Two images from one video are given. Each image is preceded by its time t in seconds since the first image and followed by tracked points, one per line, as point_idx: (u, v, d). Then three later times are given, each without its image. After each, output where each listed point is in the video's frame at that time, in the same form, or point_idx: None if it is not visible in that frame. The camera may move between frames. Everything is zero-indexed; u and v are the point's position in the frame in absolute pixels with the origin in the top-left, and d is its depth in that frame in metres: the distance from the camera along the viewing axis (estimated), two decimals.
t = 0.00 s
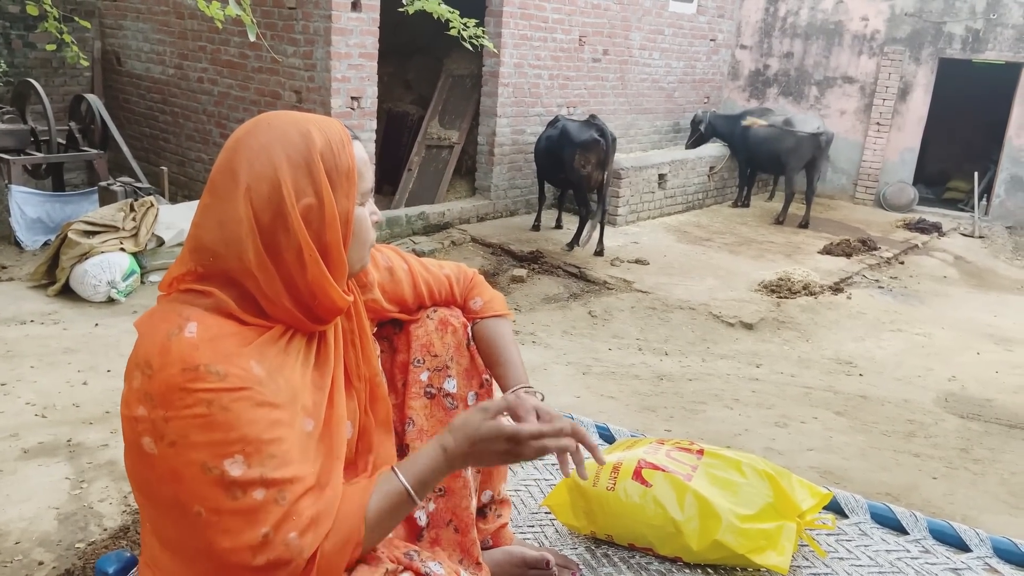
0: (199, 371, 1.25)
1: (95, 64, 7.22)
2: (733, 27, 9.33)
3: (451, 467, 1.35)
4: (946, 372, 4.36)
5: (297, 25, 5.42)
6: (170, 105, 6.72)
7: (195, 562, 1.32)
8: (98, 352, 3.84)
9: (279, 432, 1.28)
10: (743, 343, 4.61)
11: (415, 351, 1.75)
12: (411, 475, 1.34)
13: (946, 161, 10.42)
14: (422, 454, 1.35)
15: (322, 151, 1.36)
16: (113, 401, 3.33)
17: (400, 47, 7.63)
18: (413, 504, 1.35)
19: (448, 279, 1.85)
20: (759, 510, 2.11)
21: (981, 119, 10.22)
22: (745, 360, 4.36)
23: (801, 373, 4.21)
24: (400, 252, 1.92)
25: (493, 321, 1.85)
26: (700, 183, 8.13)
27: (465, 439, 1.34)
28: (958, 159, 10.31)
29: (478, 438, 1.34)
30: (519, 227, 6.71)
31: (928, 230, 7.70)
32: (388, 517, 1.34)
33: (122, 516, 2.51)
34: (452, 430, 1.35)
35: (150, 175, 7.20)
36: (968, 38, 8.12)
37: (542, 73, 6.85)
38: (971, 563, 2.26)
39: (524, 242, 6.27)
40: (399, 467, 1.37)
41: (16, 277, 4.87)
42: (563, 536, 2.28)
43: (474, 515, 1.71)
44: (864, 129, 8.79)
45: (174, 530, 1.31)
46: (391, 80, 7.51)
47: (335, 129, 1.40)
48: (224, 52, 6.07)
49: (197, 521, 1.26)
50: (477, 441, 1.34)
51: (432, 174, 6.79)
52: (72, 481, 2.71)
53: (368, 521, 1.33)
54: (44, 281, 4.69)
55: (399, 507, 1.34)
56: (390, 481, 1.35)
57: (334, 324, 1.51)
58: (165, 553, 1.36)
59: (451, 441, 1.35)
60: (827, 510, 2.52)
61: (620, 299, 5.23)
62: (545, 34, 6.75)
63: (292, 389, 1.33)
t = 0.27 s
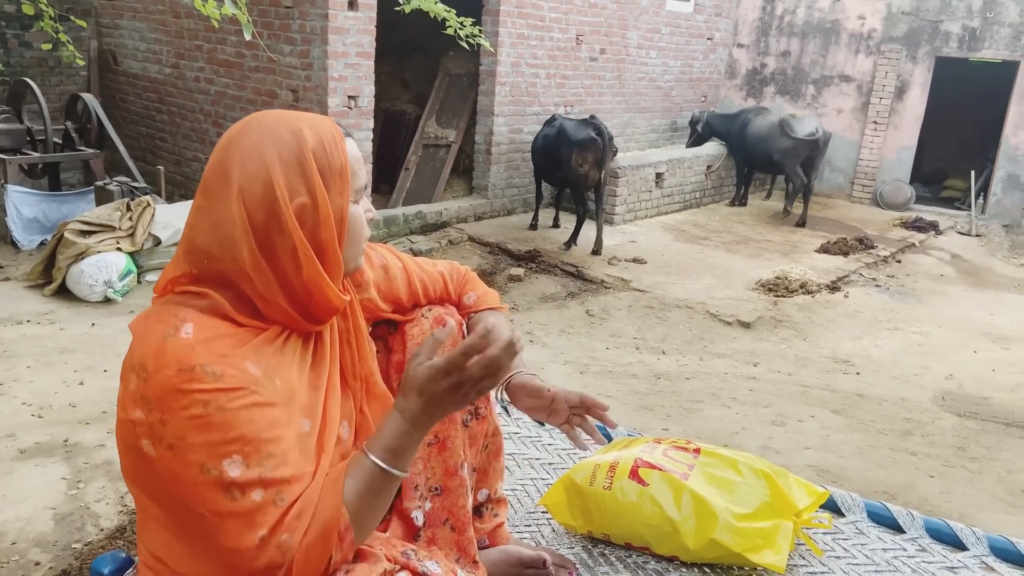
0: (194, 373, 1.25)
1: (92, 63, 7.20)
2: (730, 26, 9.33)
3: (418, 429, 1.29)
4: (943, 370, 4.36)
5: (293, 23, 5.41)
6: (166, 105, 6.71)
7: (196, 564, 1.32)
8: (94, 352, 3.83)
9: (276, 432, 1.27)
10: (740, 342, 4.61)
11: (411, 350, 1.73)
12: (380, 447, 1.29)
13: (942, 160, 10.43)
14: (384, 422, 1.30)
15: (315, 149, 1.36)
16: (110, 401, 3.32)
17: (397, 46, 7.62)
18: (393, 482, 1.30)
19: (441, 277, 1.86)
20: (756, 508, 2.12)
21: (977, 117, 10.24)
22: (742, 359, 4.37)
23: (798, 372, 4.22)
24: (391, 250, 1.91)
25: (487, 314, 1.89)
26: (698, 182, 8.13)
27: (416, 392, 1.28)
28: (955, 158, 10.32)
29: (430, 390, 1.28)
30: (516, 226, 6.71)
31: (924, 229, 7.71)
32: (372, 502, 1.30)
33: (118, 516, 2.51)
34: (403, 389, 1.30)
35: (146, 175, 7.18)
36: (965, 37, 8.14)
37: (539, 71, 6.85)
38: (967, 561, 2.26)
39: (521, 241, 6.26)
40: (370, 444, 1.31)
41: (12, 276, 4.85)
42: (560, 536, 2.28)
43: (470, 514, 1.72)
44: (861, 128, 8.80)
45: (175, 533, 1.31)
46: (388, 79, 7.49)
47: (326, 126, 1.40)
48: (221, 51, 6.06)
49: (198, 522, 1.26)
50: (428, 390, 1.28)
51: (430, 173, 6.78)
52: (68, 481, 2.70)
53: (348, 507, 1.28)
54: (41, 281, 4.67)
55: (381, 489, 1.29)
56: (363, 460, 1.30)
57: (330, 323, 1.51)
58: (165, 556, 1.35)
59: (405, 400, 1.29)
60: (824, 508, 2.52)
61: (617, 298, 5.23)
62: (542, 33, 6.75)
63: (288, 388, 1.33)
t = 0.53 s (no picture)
0: (190, 378, 1.24)
1: (88, 62, 7.19)
2: (728, 25, 9.33)
3: (427, 480, 1.27)
4: (940, 369, 4.37)
5: (291, 23, 5.41)
6: (163, 104, 6.70)
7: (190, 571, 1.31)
8: (91, 351, 3.82)
9: (272, 438, 1.27)
10: (738, 341, 4.61)
11: (408, 351, 1.73)
12: (384, 491, 1.27)
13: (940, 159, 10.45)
14: (396, 467, 1.27)
15: (299, 148, 1.35)
16: (107, 401, 3.31)
17: (395, 45, 7.61)
18: (386, 523, 1.28)
19: (440, 276, 1.85)
20: (752, 507, 2.12)
21: (974, 116, 10.25)
22: (740, 358, 4.37)
23: (796, 371, 4.22)
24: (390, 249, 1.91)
25: (485, 313, 1.86)
26: (696, 181, 8.13)
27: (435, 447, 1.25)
28: (952, 156, 10.33)
29: (449, 447, 1.24)
30: (515, 225, 6.71)
31: (922, 227, 7.71)
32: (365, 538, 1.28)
33: (115, 517, 2.50)
34: (423, 440, 1.27)
35: (143, 175, 7.17)
36: (962, 36, 8.14)
37: (537, 71, 6.85)
38: (964, 560, 2.26)
39: (519, 240, 6.26)
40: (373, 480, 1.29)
41: (9, 276, 4.84)
42: (557, 535, 2.28)
43: (466, 515, 1.71)
44: (859, 127, 8.80)
45: (168, 540, 1.31)
46: (386, 78, 7.48)
47: (317, 127, 1.38)
48: (218, 51, 6.05)
49: (192, 529, 1.26)
50: (449, 450, 1.25)
51: (427, 173, 6.77)
52: (66, 481, 2.69)
53: (340, 535, 1.26)
54: (38, 281, 4.66)
55: (373, 525, 1.27)
56: (364, 495, 1.28)
57: (326, 325, 1.51)
58: (158, 562, 1.35)
59: (422, 452, 1.26)
60: (821, 507, 2.52)
61: (615, 297, 5.23)
62: (540, 32, 6.75)
63: (283, 396, 1.32)
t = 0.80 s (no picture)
0: (190, 379, 1.24)
1: (86, 62, 7.18)
2: (726, 25, 9.34)
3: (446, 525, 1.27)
4: (939, 368, 4.37)
5: (289, 23, 5.40)
6: (162, 105, 6.70)
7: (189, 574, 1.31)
8: (90, 352, 3.82)
9: (271, 441, 1.27)
10: (737, 340, 4.61)
11: (409, 353, 1.74)
12: (401, 527, 1.27)
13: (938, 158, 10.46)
14: (417, 508, 1.27)
15: (295, 149, 1.34)
16: (106, 402, 3.31)
17: (393, 45, 7.61)
18: (393, 553, 1.28)
19: (442, 278, 1.84)
20: (751, 507, 2.12)
21: (973, 116, 10.26)
22: (739, 357, 4.37)
23: (795, 370, 4.22)
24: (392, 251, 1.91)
25: (488, 319, 1.86)
26: (694, 180, 8.13)
27: (461, 504, 1.24)
28: (951, 156, 10.34)
29: (475, 509, 1.24)
30: (513, 225, 6.71)
31: (921, 227, 7.72)
32: (366, 556, 1.27)
33: (114, 517, 2.50)
34: (453, 489, 1.25)
35: (142, 175, 7.17)
36: (960, 35, 8.15)
37: (536, 70, 6.85)
38: (963, 559, 2.26)
39: (518, 240, 6.26)
40: (394, 508, 1.30)
41: (7, 277, 4.84)
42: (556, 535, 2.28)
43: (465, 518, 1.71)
44: (857, 127, 8.81)
45: (167, 543, 1.31)
46: (384, 78, 7.48)
47: (317, 130, 1.38)
48: (216, 50, 6.04)
49: (190, 531, 1.26)
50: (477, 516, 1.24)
51: (426, 172, 6.77)
52: (64, 481, 2.69)
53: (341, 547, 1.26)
54: (36, 281, 4.66)
55: (380, 551, 1.27)
56: (379, 523, 1.29)
57: (327, 329, 1.51)
58: (158, 565, 1.35)
59: (448, 503, 1.25)
60: (819, 507, 2.52)
61: (614, 297, 5.23)
62: (538, 32, 6.75)
63: (282, 400, 1.32)
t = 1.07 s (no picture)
0: (197, 380, 1.24)
1: (86, 63, 7.17)
2: (725, 24, 9.34)
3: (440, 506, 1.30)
4: (939, 368, 4.37)
5: (288, 23, 5.40)
6: (161, 104, 6.69)
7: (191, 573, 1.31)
8: (89, 352, 3.82)
9: (278, 443, 1.26)
10: (736, 340, 4.61)
11: (409, 353, 1.73)
12: (396, 512, 1.29)
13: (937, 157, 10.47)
14: (411, 493, 1.30)
15: (305, 154, 1.34)
16: (105, 402, 3.31)
17: (392, 45, 7.60)
18: (392, 541, 1.29)
19: (443, 278, 1.84)
20: (752, 507, 2.12)
21: (972, 115, 10.26)
22: (739, 357, 4.37)
23: (795, 370, 4.22)
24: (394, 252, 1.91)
25: (487, 319, 1.87)
26: (694, 180, 8.13)
27: (452, 479, 1.27)
28: (950, 155, 10.34)
29: (466, 486, 1.27)
30: (513, 225, 6.71)
31: (920, 226, 7.72)
32: (369, 553, 1.29)
33: (114, 517, 2.50)
34: (443, 470, 1.29)
35: (141, 175, 7.17)
36: (959, 34, 8.15)
37: (535, 70, 6.84)
38: (963, 558, 2.26)
39: (518, 240, 6.26)
40: (386, 496, 1.32)
41: (6, 277, 4.83)
42: (557, 535, 2.28)
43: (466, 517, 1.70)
44: (856, 126, 8.81)
45: (170, 542, 1.31)
46: (384, 78, 7.47)
47: (327, 135, 1.38)
48: (216, 50, 6.04)
49: (194, 531, 1.26)
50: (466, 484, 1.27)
51: (425, 172, 6.76)
52: (64, 482, 2.69)
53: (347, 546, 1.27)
54: (35, 281, 4.65)
55: (378, 540, 1.29)
56: (375, 510, 1.31)
57: (332, 331, 1.50)
58: (159, 565, 1.34)
59: (440, 485, 1.29)
60: (819, 506, 2.52)
61: (614, 296, 5.23)
62: (537, 32, 6.75)
63: (288, 401, 1.32)
